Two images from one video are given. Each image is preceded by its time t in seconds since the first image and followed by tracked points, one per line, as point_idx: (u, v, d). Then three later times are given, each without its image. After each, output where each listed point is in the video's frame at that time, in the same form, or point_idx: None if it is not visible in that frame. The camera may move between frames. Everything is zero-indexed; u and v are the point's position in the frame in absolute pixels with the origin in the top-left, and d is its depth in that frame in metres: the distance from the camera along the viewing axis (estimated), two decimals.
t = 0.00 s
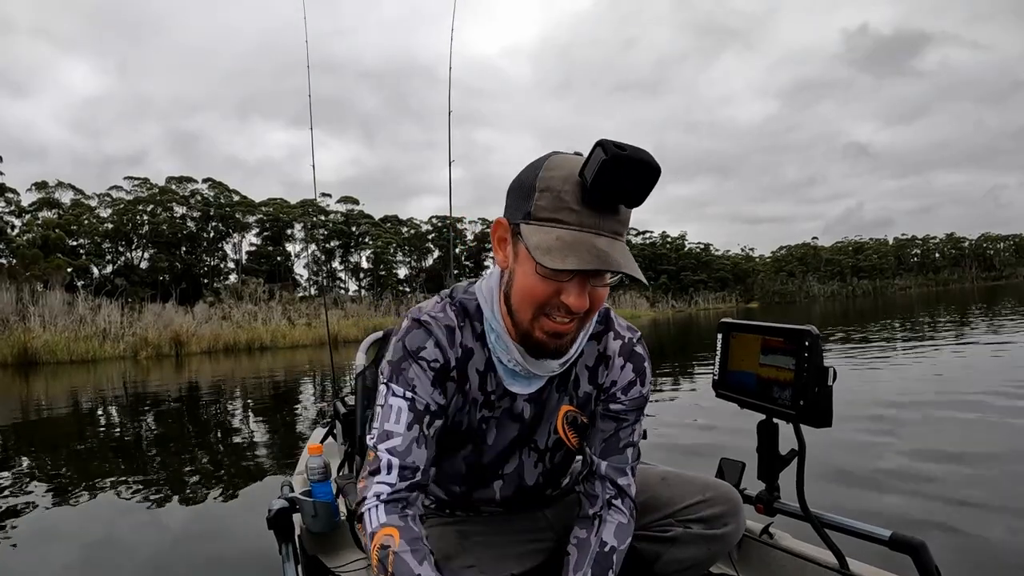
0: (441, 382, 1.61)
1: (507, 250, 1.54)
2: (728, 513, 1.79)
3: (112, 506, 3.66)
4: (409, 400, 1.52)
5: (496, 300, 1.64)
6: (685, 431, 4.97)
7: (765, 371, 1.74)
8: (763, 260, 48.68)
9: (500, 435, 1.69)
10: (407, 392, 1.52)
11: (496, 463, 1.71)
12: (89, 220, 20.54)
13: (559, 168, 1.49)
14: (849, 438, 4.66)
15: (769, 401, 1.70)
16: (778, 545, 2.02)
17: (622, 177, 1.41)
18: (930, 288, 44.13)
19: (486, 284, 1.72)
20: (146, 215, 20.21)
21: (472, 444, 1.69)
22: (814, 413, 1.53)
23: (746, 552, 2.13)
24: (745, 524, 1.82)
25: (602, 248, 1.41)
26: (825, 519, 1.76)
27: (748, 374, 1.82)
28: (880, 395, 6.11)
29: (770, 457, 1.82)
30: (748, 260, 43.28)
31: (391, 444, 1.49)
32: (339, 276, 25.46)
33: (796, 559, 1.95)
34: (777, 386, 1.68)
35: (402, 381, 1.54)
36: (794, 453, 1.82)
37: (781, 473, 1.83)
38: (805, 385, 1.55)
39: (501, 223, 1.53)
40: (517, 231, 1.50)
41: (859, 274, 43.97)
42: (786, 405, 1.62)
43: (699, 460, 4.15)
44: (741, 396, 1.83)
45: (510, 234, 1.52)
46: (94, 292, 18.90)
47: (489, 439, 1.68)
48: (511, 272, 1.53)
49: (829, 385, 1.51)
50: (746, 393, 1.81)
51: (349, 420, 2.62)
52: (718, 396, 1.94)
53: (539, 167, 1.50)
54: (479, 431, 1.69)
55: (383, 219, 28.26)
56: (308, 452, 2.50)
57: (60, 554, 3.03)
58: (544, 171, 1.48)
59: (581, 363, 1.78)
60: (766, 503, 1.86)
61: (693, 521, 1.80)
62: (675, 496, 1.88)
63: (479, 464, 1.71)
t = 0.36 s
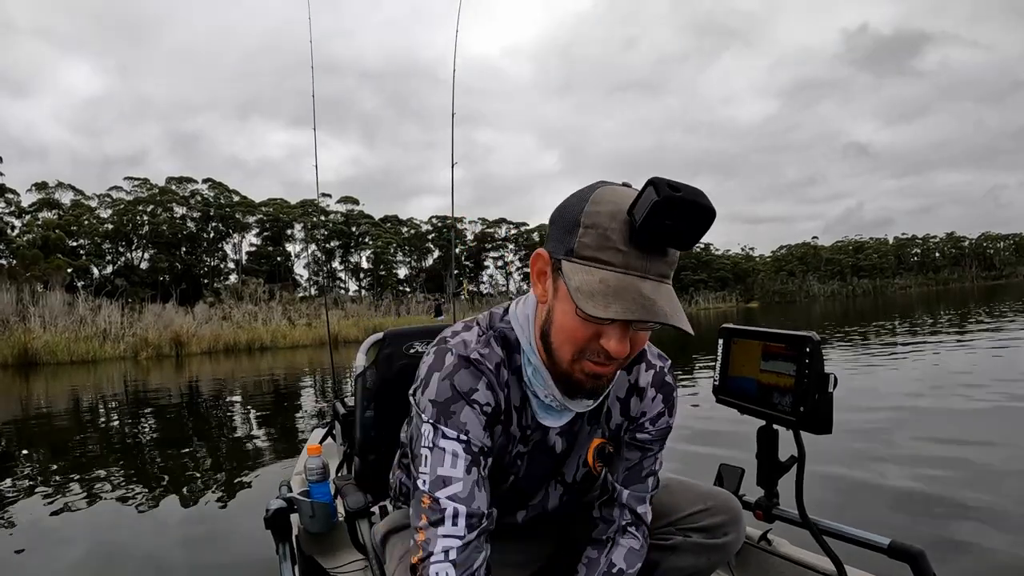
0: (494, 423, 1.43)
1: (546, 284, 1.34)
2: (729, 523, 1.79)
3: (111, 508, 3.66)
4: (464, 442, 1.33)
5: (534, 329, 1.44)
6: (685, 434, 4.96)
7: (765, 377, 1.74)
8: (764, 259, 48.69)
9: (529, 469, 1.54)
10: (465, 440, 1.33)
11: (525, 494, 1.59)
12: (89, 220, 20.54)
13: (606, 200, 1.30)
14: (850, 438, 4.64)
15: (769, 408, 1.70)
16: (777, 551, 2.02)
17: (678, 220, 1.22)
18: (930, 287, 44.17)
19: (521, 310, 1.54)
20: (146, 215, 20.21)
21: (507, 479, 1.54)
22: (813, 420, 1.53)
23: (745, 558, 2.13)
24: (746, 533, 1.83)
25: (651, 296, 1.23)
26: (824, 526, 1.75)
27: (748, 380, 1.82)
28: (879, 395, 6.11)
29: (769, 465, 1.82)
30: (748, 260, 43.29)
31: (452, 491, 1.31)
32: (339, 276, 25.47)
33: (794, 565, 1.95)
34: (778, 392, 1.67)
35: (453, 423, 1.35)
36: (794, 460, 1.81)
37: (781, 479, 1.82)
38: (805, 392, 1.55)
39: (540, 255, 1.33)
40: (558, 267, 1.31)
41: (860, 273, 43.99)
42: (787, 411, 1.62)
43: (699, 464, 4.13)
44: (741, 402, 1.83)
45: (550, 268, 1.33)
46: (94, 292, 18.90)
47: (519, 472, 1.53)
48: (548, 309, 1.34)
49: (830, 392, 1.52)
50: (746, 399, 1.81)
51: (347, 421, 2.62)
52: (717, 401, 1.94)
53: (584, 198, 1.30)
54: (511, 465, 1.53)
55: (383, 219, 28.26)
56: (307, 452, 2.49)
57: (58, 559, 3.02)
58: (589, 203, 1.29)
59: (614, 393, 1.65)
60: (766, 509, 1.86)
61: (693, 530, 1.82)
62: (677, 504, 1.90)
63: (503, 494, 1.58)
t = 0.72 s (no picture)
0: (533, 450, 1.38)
1: (600, 320, 1.25)
2: (730, 525, 1.80)
3: (113, 509, 3.67)
4: (509, 471, 1.29)
5: (576, 354, 1.36)
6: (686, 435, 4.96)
7: (765, 376, 1.74)
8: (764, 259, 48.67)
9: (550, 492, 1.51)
10: (510, 469, 1.29)
11: (544, 512, 1.57)
12: (89, 220, 20.54)
13: (678, 246, 1.21)
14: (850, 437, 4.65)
15: (769, 408, 1.70)
16: (777, 552, 2.02)
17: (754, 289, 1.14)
18: (930, 286, 44.20)
19: (563, 332, 1.44)
20: (146, 216, 20.22)
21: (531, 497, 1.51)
22: (813, 421, 1.52)
23: (745, 558, 2.13)
24: (747, 536, 1.84)
25: (711, 357, 1.17)
26: (824, 526, 1.75)
27: (749, 380, 1.83)
28: (878, 394, 6.12)
29: (769, 465, 1.82)
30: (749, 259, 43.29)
31: (497, 518, 1.26)
32: (339, 277, 25.47)
33: (793, 565, 1.95)
34: (779, 393, 1.67)
35: (499, 450, 1.29)
36: (794, 460, 1.81)
37: (780, 479, 1.82)
38: (805, 392, 1.55)
39: (597, 289, 1.23)
40: (616, 305, 1.22)
41: (860, 273, 43.98)
42: (788, 411, 1.62)
43: (699, 465, 4.14)
44: (742, 402, 1.83)
45: (607, 304, 1.23)
46: (94, 293, 18.91)
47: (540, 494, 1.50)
48: (596, 343, 1.26)
49: (830, 392, 1.51)
50: (746, 398, 1.82)
51: (348, 420, 2.62)
52: (718, 401, 1.94)
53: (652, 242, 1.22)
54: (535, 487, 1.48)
55: (383, 219, 28.28)
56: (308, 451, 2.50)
57: (60, 559, 3.03)
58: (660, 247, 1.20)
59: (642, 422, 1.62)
60: (766, 509, 1.86)
61: (695, 531, 1.85)
62: (679, 505, 1.92)
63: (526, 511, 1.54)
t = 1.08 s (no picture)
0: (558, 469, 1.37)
1: (612, 337, 1.24)
2: (729, 532, 1.83)
3: (112, 508, 3.66)
4: (541, 494, 1.28)
5: (588, 369, 1.34)
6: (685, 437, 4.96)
7: (765, 383, 1.74)
8: (764, 259, 48.66)
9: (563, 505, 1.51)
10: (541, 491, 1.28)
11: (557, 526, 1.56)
12: (90, 221, 20.55)
13: (694, 267, 1.21)
14: (849, 438, 4.65)
15: (769, 414, 1.70)
16: (775, 558, 2.03)
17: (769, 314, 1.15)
18: (930, 285, 44.22)
19: (575, 346, 1.42)
20: (146, 216, 20.23)
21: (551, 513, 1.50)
22: (813, 428, 1.53)
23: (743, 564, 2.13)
24: (745, 543, 1.87)
25: (723, 379, 1.18)
26: (822, 533, 1.75)
27: (749, 386, 1.82)
28: (877, 394, 6.13)
29: (768, 472, 1.82)
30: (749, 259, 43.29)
31: (533, 538, 1.24)
32: (339, 277, 25.48)
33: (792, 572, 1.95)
34: (779, 400, 1.67)
35: (529, 473, 1.28)
36: (792, 467, 1.81)
37: (779, 486, 1.82)
38: (805, 399, 1.55)
39: (611, 305, 1.24)
40: (630, 323, 1.22)
41: (860, 273, 43.98)
42: (786, 418, 1.62)
43: (699, 469, 4.14)
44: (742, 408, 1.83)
45: (620, 322, 1.23)
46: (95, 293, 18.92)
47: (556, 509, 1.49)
48: (609, 360, 1.25)
49: (829, 400, 1.51)
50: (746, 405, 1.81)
51: (347, 422, 2.62)
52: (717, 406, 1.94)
53: (669, 260, 1.22)
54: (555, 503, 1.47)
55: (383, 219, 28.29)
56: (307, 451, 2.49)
57: (59, 558, 3.03)
58: (676, 266, 1.21)
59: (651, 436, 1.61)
60: (764, 516, 1.86)
61: (693, 537, 1.87)
62: (679, 512, 1.94)
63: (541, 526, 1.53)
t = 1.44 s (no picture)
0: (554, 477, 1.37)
1: (613, 341, 1.24)
2: (729, 532, 1.83)
3: (112, 508, 3.66)
4: (534, 503, 1.28)
5: (589, 374, 1.34)
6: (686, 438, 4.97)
7: (766, 383, 1.74)
8: (764, 259, 48.63)
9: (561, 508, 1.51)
10: (534, 499, 1.28)
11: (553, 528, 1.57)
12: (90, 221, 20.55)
13: (696, 271, 1.22)
14: (849, 438, 4.66)
15: (768, 414, 1.70)
16: (775, 558, 2.02)
17: (771, 318, 1.16)
18: (930, 285, 44.24)
19: (578, 349, 1.42)
20: (146, 217, 20.23)
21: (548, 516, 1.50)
22: (813, 427, 1.53)
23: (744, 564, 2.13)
24: (745, 544, 1.87)
25: (724, 383, 1.18)
26: (822, 534, 1.75)
27: (749, 386, 1.82)
28: (878, 394, 6.13)
29: (768, 472, 1.82)
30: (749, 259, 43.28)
31: (521, 546, 1.24)
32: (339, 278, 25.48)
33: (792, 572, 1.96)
34: (778, 400, 1.67)
35: (525, 482, 1.29)
36: (792, 467, 1.81)
37: (778, 486, 1.82)
38: (805, 399, 1.55)
39: (612, 309, 1.24)
40: (631, 327, 1.22)
41: (861, 272, 43.98)
42: (786, 418, 1.62)
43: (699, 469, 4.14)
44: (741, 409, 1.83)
45: (620, 325, 1.23)
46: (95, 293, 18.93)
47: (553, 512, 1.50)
48: (609, 364, 1.24)
49: (829, 400, 1.51)
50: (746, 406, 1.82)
51: (347, 422, 2.62)
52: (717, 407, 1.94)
53: (671, 264, 1.22)
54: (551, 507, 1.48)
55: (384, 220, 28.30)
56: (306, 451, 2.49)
57: (59, 557, 3.03)
58: (678, 270, 1.21)
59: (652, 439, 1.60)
60: (764, 516, 1.86)
61: (693, 538, 1.87)
62: (679, 513, 1.94)
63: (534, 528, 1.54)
